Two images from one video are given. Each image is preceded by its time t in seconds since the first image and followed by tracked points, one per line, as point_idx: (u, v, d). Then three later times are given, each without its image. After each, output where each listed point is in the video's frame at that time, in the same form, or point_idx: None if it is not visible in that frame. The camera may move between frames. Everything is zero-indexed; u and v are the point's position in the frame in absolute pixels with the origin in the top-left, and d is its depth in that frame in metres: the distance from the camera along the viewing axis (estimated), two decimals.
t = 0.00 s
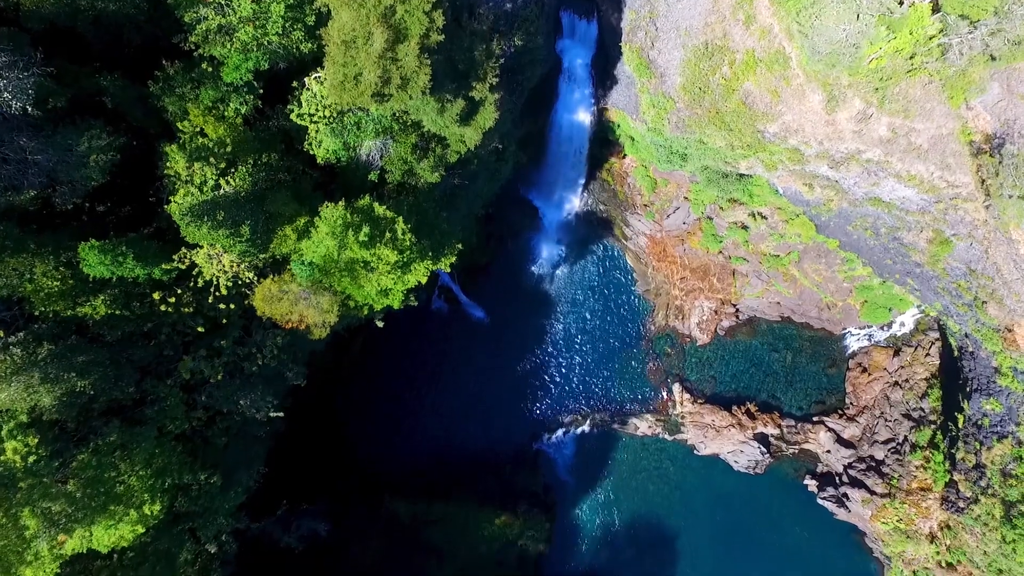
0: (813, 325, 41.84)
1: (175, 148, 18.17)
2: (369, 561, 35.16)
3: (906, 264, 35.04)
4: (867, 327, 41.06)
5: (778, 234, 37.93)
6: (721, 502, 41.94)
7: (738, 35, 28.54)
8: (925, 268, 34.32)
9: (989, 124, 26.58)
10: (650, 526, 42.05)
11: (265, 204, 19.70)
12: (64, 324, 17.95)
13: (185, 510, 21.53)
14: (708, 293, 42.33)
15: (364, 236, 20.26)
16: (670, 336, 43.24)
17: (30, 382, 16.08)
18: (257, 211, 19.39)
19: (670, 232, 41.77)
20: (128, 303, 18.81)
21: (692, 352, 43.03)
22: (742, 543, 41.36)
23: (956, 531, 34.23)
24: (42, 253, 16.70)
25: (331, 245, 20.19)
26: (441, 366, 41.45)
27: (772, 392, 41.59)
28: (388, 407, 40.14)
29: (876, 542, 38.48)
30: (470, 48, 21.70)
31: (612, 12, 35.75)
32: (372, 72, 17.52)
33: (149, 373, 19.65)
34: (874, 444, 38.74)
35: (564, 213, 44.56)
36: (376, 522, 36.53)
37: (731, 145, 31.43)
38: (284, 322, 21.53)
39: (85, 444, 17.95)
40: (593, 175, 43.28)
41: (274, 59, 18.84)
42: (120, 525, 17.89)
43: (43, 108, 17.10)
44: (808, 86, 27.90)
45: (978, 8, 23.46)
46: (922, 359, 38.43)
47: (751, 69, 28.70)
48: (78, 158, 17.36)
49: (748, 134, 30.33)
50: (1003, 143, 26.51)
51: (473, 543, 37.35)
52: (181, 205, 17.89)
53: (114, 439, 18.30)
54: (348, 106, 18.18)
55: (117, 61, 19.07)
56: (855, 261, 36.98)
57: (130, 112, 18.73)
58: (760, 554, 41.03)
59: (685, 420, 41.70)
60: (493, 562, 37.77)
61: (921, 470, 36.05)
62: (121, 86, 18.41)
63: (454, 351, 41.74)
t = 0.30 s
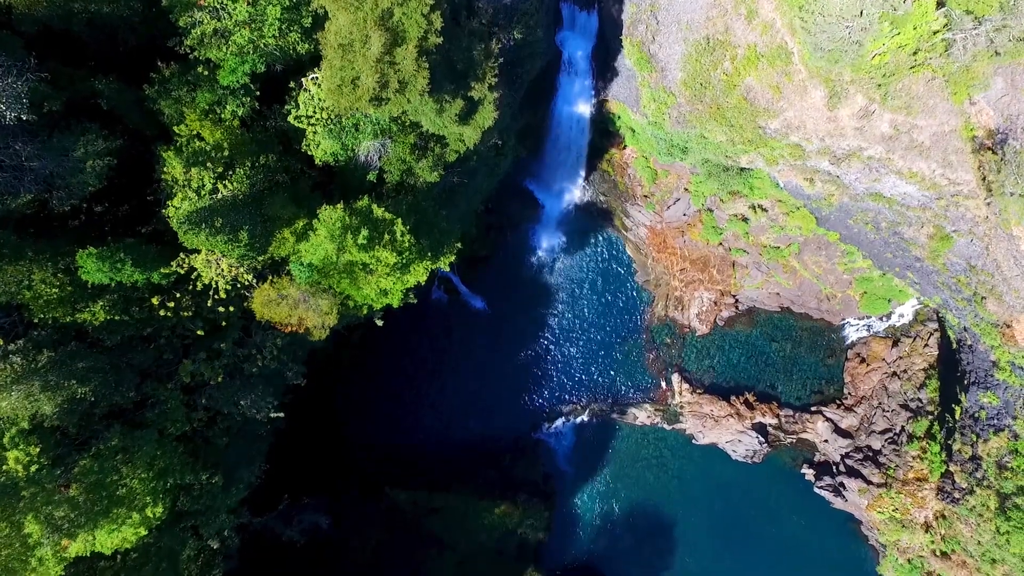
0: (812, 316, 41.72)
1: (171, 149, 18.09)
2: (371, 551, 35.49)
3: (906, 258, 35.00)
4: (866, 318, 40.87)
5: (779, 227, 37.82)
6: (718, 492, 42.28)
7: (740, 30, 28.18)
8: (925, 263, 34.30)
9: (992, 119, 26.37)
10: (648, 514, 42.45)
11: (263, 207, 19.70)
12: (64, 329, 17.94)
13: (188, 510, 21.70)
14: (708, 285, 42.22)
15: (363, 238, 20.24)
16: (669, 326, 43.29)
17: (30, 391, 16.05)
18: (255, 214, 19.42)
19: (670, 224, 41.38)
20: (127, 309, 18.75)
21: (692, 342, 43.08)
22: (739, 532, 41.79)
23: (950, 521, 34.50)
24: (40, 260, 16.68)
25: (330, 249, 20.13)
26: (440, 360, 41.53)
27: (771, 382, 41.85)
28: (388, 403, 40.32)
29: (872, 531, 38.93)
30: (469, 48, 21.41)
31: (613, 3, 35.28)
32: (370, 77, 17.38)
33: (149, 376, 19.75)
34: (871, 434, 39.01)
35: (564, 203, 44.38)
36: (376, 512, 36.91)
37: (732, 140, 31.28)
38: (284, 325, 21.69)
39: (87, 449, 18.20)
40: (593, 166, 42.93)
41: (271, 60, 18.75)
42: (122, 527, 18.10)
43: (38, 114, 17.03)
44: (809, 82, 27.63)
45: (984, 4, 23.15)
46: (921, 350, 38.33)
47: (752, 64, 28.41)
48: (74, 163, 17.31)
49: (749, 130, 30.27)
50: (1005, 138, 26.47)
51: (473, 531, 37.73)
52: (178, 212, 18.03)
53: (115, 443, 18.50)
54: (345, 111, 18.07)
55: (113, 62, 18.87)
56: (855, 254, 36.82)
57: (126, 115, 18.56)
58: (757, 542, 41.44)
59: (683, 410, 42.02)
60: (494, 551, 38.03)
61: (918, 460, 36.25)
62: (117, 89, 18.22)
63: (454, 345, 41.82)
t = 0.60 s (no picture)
0: (811, 313, 41.79)
1: (170, 160, 17.92)
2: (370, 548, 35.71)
3: (906, 258, 34.98)
4: (866, 315, 40.99)
5: (779, 225, 37.67)
6: (717, 488, 42.45)
7: (742, 32, 28.00)
8: (924, 264, 34.29)
9: (993, 121, 26.27)
10: (646, 510, 42.66)
11: (261, 216, 19.66)
12: (64, 341, 17.93)
13: (189, 516, 21.83)
14: (707, 283, 42.19)
15: (362, 248, 20.21)
16: (669, 323, 43.24)
17: (31, 405, 16.08)
18: (253, 224, 19.35)
19: (670, 222, 41.42)
20: (126, 319, 18.83)
21: (692, 339, 43.13)
22: (737, 528, 41.97)
23: (948, 518, 34.92)
24: (39, 273, 16.71)
25: (329, 259, 20.10)
26: (440, 360, 41.67)
27: (770, 379, 41.87)
28: (388, 404, 40.57)
29: (869, 527, 38.80)
30: (468, 55, 21.28)
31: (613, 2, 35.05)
32: (369, 89, 17.29)
33: (149, 387, 19.80)
34: (870, 431, 38.67)
35: (564, 201, 44.25)
36: (377, 510, 37.09)
37: (732, 142, 31.20)
38: (282, 334, 21.83)
39: (88, 460, 18.19)
40: (593, 164, 42.66)
41: (268, 70, 18.63)
42: (124, 537, 18.26)
43: (36, 125, 16.93)
44: (811, 85, 27.49)
45: (986, 8, 22.98)
46: (921, 347, 38.29)
47: (754, 67, 28.22)
48: (72, 175, 17.26)
49: (749, 132, 30.18)
50: (1006, 141, 26.46)
51: (473, 527, 37.96)
52: (177, 226, 17.76)
53: (116, 454, 18.55)
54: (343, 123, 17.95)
55: (108, 71, 18.81)
56: (855, 253, 36.74)
57: (123, 125, 18.54)
58: (757, 538, 41.63)
59: (683, 407, 42.02)
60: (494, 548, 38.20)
61: (916, 458, 36.24)
62: (114, 100, 18.21)
63: (453, 345, 41.92)
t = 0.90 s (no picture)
0: (811, 317, 41.52)
1: (169, 178, 17.87)
2: (371, 552, 36.29)
3: (906, 266, 34.94)
4: (866, 319, 40.83)
5: (779, 231, 37.44)
6: (716, 491, 42.56)
7: (742, 42, 27.96)
8: (924, 271, 34.24)
9: (994, 130, 26.19)
10: (646, 513, 42.84)
11: (261, 232, 19.76)
12: (63, 359, 17.96)
13: (189, 530, 21.89)
14: (707, 287, 41.93)
15: (361, 264, 20.22)
16: (669, 327, 43.16)
17: (31, 426, 16.18)
18: (253, 241, 19.50)
19: (670, 226, 40.89)
20: (126, 336, 18.85)
21: (691, 343, 43.04)
22: (736, 531, 42.15)
23: (946, 523, 35.05)
24: (39, 293, 16.75)
25: (329, 275, 20.13)
26: (440, 363, 41.62)
27: (769, 382, 41.93)
28: (385, 412, 40.64)
29: (868, 531, 39.09)
30: (467, 70, 21.15)
31: (613, 10, 34.97)
32: (368, 108, 17.24)
33: (149, 403, 19.84)
34: (869, 435, 38.99)
35: (564, 204, 43.81)
36: (378, 515, 37.43)
37: (732, 151, 31.16)
38: (282, 351, 21.96)
39: (87, 478, 18.29)
40: (593, 168, 42.29)
41: (266, 87, 18.52)
42: (124, 553, 18.44)
43: (35, 144, 16.92)
44: (811, 95, 27.44)
45: (987, 20, 22.68)
46: (920, 351, 38.43)
47: (754, 77, 28.18)
48: (71, 194, 17.26)
49: (749, 142, 30.14)
50: (1007, 150, 26.34)
51: (473, 532, 38.04)
52: (177, 246, 17.91)
53: (115, 471, 18.61)
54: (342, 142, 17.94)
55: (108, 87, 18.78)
56: (855, 258, 36.74)
57: (122, 142, 18.49)
58: (756, 540, 41.83)
59: (682, 410, 42.09)
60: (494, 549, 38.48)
61: (915, 462, 36.38)
62: (113, 117, 18.16)
63: (452, 349, 41.74)
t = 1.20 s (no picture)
0: (811, 324, 41.32)
1: (168, 200, 17.92)
2: (370, 560, 36.88)
3: (906, 277, 34.94)
4: (866, 326, 40.79)
5: (779, 240, 37.22)
6: (717, 498, 42.56)
7: (742, 56, 28.01)
8: (924, 283, 34.20)
9: (994, 143, 26.17)
10: (645, 519, 42.82)
11: (261, 253, 19.70)
12: (62, 381, 17.96)
13: (189, 548, 21.86)
14: (707, 295, 41.71)
15: (361, 284, 20.16)
16: (668, 334, 43.09)
17: (31, 451, 16.14)
18: (253, 262, 19.47)
19: (670, 235, 40.76)
20: (125, 357, 18.85)
21: (691, 350, 42.94)
22: (736, 537, 42.09)
23: (946, 532, 34.84)
24: (37, 315, 16.82)
25: (328, 294, 20.08)
26: (439, 371, 41.59)
27: (769, 390, 41.80)
28: (384, 423, 40.64)
29: (868, 538, 38.80)
30: (467, 88, 21.08)
31: (613, 22, 34.99)
32: (367, 131, 17.25)
33: (149, 423, 19.83)
34: (869, 443, 39.07)
35: (564, 213, 43.86)
36: (377, 522, 37.86)
37: (732, 165, 31.17)
38: (281, 371, 21.96)
39: (86, 501, 18.35)
40: (593, 176, 42.20)
41: (266, 108, 18.56)
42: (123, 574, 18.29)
43: (35, 167, 16.95)
44: (811, 110, 27.43)
45: (987, 35, 22.62)
46: (919, 359, 38.49)
47: (753, 91, 28.20)
48: (71, 217, 17.29)
49: (749, 155, 30.14)
50: (1006, 164, 26.31)
51: (472, 541, 38.06)
52: (176, 268, 17.93)
53: (115, 493, 18.61)
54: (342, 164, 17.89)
55: (109, 108, 18.82)
56: (854, 268, 36.69)
57: (122, 163, 18.50)
58: (757, 546, 41.73)
59: (682, 417, 42.09)
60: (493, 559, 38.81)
61: (915, 471, 36.33)
62: (113, 139, 18.14)
63: (452, 357, 41.72)
